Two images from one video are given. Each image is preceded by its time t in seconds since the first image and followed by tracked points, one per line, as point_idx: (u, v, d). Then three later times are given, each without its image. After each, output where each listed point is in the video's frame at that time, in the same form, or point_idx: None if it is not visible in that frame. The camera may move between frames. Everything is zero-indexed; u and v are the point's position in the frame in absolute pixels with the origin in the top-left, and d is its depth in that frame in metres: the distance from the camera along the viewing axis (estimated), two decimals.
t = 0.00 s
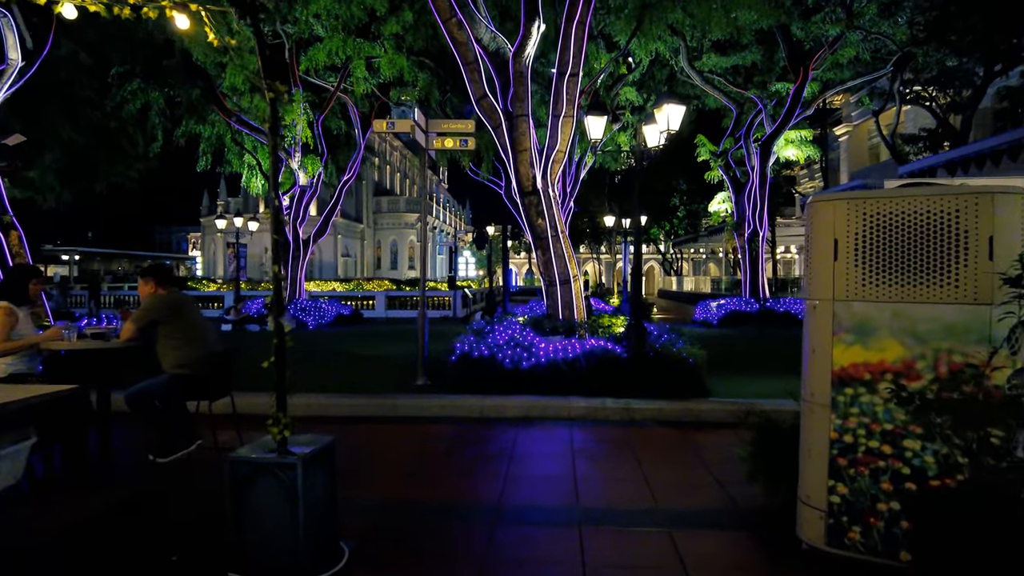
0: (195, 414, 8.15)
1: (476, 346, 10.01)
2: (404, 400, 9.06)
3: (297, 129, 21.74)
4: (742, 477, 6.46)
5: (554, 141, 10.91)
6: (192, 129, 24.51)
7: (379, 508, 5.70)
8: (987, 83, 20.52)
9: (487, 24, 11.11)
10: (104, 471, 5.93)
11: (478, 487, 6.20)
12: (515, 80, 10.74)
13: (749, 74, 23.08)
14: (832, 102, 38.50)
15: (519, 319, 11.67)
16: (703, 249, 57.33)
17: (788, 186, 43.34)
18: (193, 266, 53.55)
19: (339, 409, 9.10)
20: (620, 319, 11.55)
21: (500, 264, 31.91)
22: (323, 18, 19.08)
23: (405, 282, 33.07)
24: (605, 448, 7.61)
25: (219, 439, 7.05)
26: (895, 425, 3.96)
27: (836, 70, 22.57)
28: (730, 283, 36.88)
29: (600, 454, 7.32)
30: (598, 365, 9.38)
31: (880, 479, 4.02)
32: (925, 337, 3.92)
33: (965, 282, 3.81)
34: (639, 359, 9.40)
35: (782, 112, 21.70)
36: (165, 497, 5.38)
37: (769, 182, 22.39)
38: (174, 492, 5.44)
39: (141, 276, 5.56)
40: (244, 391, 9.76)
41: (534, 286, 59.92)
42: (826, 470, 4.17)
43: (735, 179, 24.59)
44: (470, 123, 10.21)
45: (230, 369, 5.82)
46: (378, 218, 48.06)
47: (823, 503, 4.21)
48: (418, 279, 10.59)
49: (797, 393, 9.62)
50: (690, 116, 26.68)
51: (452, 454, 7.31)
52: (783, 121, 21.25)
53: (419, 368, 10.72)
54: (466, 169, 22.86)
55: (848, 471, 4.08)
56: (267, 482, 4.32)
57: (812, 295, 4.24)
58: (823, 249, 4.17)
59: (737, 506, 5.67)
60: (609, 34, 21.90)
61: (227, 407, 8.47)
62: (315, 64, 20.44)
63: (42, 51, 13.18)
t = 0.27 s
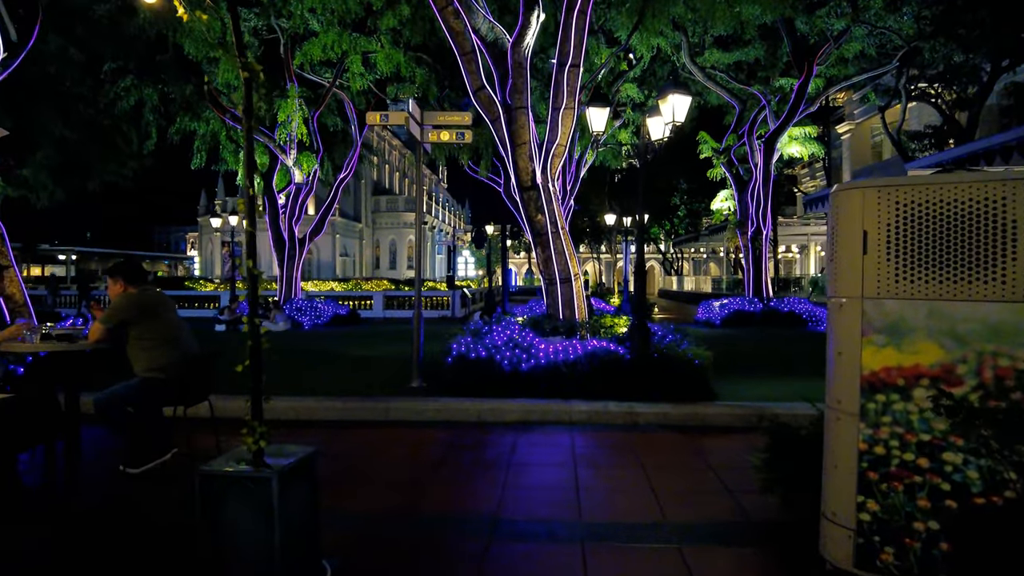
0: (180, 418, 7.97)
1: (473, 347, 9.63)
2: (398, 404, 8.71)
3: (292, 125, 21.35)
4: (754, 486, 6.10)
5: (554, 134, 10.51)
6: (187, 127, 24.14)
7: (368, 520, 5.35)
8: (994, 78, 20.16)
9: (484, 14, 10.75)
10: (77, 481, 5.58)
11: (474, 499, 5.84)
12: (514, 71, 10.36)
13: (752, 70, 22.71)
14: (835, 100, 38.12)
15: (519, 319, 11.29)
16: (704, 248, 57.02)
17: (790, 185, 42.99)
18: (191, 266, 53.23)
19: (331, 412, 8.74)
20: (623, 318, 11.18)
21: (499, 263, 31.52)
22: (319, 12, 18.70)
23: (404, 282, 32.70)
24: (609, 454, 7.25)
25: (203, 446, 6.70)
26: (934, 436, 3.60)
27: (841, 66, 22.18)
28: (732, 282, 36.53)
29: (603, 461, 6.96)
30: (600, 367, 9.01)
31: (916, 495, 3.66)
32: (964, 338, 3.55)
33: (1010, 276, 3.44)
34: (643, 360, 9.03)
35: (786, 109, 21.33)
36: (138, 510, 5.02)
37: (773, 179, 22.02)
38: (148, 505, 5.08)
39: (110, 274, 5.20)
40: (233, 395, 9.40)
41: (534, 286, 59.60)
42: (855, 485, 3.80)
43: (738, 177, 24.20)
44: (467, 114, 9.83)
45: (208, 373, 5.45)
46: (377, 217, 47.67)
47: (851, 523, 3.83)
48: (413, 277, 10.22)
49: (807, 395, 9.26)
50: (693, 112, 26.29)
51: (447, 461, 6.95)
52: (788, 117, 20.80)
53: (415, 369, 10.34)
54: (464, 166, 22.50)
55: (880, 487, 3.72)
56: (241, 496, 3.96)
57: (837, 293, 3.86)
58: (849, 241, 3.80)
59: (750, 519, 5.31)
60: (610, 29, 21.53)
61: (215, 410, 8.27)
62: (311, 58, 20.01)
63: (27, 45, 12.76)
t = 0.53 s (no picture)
0: (162, 426, 7.64)
1: (470, 352, 9.23)
2: (391, 411, 8.33)
3: (288, 123, 20.97)
4: (768, 503, 5.72)
5: (555, 129, 10.11)
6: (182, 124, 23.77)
7: (356, 542, 4.98)
8: (1003, 76, 19.77)
9: (483, 6, 10.35)
10: (42, 498, 5.22)
11: (472, 518, 5.48)
12: (513, 64, 9.95)
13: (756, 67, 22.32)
14: (838, 100, 37.72)
15: (518, 322, 10.90)
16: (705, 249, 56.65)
17: (792, 185, 42.61)
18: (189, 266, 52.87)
19: (322, 420, 8.36)
20: (626, 321, 10.77)
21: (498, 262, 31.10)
22: (314, 7, 18.30)
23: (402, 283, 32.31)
24: (613, 468, 6.88)
25: (182, 458, 6.33)
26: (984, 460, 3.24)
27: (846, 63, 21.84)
28: (733, 283, 36.15)
29: (606, 476, 6.59)
30: (603, 373, 8.62)
31: (963, 526, 3.30)
32: (1016, 349, 3.18)
33: None
34: (647, 366, 8.65)
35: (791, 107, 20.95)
36: (105, 533, 4.65)
37: (777, 179, 21.66)
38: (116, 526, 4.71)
39: (75, 276, 4.82)
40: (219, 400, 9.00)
41: (534, 286, 59.24)
42: (892, 513, 3.44)
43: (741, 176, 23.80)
44: (465, 108, 9.43)
45: (183, 381, 5.07)
46: (375, 217, 47.27)
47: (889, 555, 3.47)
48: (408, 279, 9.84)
49: (818, 403, 8.89)
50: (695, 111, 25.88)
51: (442, 475, 6.58)
52: (792, 115, 20.42)
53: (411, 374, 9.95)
54: (463, 165, 22.12)
55: (923, 516, 3.37)
56: (208, 523, 3.61)
57: (870, 298, 3.51)
58: (883, 242, 3.45)
59: (767, 541, 4.94)
60: (611, 26, 21.14)
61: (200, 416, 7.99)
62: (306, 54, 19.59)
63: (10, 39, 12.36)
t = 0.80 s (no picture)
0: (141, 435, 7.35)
1: (467, 355, 8.87)
2: (384, 418, 8.02)
3: (283, 121, 20.63)
4: (777, 517, 5.41)
5: (555, 124, 9.74)
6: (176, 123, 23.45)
7: (339, 562, 4.67)
8: (1009, 74, 19.43)
9: None
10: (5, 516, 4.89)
11: (463, 535, 5.15)
12: (510, 57, 9.59)
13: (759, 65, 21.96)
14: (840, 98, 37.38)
15: (517, 324, 10.55)
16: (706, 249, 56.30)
17: (794, 185, 42.25)
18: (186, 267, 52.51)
19: (312, 427, 8.06)
20: (628, 324, 10.40)
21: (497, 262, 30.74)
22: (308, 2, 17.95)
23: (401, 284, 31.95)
24: (614, 479, 6.56)
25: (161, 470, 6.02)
26: None
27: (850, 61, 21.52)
28: (734, 284, 35.84)
29: (609, 488, 6.29)
30: (602, 378, 8.27)
31: (1010, 552, 3.18)
32: None
33: None
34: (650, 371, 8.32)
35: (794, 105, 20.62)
36: (70, 553, 4.33)
37: (780, 178, 21.39)
38: (82, 546, 4.39)
39: (34, 278, 4.46)
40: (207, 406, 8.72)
41: (533, 287, 58.92)
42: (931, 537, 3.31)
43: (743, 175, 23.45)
44: (461, 102, 9.08)
45: (152, 389, 4.76)
46: (374, 217, 46.88)
47: None
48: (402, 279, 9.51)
49: (827, 408, 8.57)
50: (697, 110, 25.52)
51: (436, 485, 6.28)
52: (796, 114, 20.08)
53: (405, 379, 9.61)
54: (460, 164, 21.80)
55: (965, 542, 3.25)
56: (169, 551, 3.28)
57: (903, 302, 3.38)
58: (920, 242, 3.31)
59: (779, 561, 4.64)
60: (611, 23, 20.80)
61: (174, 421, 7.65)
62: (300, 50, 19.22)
63: None
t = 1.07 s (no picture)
0: (120, 443, 7.04)
1: (464, 358, 8.46)
2: (375, 423, 7.71)
3: (277, 118, 20.26)
4: (788, 532, 5.09)
5: (554, 117, 9.35)
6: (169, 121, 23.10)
7: None
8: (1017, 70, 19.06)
9: None
10: None
11: (453, 552, 4.79)
12: (507, 48, 9.21)
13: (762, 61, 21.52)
14: (843, 97, 36.98)
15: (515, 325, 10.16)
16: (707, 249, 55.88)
17: (796, 184, 41.85)
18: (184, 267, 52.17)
19: (300, 433, 7.74)
20: (630, 324, 10.01)
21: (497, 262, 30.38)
22: None
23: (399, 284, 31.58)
24: (617, 490, 6.19)
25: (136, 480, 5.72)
26: None
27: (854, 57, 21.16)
28: (736, 284, 35.49)
29: (611, 497, 5.98)
30: (603, 382, 7.87)
31: None
32: None
33: None
34: (653, 374, 7.95)
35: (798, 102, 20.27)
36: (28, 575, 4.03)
37: (783, 176, 21.09)
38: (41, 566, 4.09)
39: None
40: (194, 411, 8.45)
41: (533, 287, 58.52)
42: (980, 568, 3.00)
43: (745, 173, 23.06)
44: (455, 93, 8.69)
45: (114, 396, 4.45)
46: (372, 217, 46.48)
47: None
48: (395, 278, 9.15)
49: (838, 413, 8.23)
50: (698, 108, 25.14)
51: (427, 497, 5.95)
52: (799, 110, 19.72)
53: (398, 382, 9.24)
54: (457, 162, 21.45)
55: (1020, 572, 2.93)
56: None
57: (946, 301, 3.10)
58: (966, 237, 3.03)
59: None
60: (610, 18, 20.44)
61: (136, 428, 7.71)
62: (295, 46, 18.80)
63: None
